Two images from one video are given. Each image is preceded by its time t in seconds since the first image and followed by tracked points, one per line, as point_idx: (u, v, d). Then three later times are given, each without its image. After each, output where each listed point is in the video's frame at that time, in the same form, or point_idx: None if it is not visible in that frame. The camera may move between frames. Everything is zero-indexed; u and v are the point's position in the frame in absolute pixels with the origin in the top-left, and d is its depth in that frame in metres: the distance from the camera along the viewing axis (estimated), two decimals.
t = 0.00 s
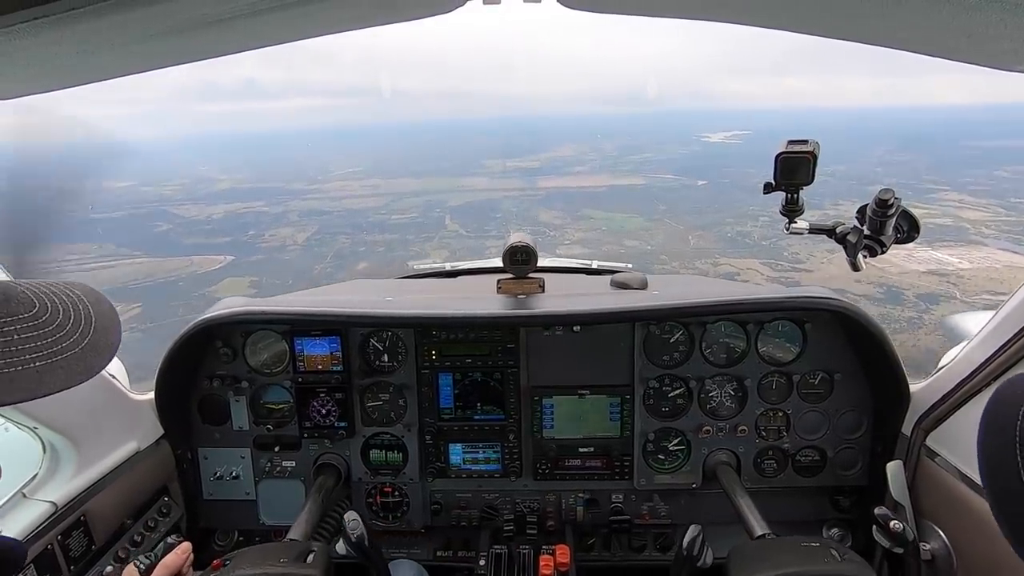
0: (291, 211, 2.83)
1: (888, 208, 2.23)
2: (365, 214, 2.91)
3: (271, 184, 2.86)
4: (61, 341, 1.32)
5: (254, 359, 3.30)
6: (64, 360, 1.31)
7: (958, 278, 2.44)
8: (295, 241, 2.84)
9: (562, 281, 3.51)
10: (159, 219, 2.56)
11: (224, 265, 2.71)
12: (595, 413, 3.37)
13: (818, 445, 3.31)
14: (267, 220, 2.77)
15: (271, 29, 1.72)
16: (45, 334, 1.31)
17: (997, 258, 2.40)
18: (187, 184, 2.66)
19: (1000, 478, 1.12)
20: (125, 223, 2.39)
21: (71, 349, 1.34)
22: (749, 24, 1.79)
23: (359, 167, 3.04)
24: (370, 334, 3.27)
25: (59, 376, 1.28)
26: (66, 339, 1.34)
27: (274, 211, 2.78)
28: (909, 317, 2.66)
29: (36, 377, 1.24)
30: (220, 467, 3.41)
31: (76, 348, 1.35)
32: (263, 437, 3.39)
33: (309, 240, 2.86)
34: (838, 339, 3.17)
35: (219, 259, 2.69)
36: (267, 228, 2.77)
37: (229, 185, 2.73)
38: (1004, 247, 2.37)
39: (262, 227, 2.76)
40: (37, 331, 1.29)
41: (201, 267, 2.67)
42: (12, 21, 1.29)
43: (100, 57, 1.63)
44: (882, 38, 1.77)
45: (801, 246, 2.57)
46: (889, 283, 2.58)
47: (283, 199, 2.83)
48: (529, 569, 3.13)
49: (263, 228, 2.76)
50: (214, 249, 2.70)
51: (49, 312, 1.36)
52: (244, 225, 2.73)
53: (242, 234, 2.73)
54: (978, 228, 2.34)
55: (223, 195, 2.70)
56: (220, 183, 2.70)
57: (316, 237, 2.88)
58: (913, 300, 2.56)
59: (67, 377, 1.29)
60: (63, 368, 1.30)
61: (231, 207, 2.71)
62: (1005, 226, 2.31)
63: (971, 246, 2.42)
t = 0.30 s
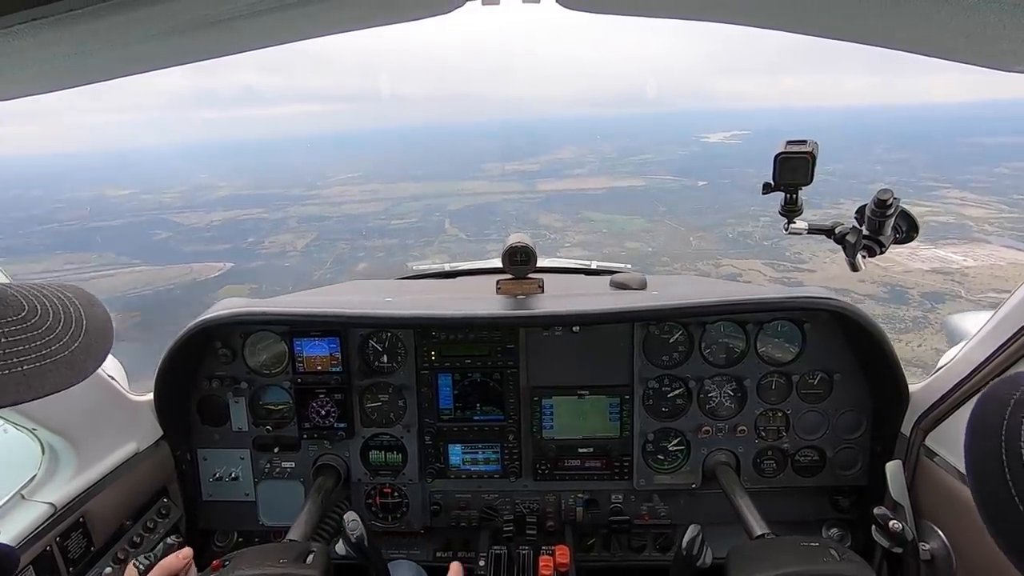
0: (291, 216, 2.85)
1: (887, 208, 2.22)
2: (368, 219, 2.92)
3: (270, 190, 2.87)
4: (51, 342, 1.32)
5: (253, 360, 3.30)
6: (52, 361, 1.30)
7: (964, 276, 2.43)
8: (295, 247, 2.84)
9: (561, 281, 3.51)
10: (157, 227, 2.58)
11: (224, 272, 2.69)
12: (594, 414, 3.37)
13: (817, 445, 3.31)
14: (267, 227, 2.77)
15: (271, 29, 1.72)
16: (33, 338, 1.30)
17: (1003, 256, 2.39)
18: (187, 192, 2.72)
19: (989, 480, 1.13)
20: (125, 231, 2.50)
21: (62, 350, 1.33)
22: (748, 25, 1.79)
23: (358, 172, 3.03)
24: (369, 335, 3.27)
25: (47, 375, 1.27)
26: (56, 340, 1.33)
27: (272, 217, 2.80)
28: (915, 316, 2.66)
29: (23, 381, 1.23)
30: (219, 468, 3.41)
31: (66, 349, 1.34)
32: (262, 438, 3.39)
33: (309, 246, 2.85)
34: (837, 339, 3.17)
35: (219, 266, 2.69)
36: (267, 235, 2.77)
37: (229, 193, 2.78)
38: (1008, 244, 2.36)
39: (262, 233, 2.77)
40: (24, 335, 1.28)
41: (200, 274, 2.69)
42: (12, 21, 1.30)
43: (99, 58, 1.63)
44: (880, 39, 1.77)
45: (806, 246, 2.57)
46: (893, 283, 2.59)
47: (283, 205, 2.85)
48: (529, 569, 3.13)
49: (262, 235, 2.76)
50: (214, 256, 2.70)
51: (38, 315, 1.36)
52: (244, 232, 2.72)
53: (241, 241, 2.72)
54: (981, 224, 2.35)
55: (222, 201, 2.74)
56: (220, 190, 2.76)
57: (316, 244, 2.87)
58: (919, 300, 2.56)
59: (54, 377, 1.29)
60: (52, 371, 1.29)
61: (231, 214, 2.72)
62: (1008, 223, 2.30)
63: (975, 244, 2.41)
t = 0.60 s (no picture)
0: (291, 220, 2.81)
1: (886, 209, 2.21)
2: (364, 224, 2.93)
3: (270, 193, 2.83)
4: (64, 343, 1.33)
5: (252, 361, 3.29)
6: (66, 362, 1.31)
7: (968, 275, 2.44)
8: (293, 252, 2.82)
9: (561, 282, 3.51)
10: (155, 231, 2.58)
11: (224, 278, 2.66)
12: (594, 415, 3.37)
13: (817, 446, 3.31)
14: (266, 231, 2.74)
15: (269, 30, 1.71)
16: (48, 339, 1.31)
17: (1007, 255, 2.36)
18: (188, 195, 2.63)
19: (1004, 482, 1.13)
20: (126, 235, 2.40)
21: (76, 352, 1.34)
22: (747, 26, 1.80)
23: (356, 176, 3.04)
24: (369, 336, 3.27)
25: (61, 376, 1.28)
26: (70, 342, 1.34)
27: (272, 222, 2.76)
28: (920, 316, 2.70)
29: (39, 381, 1.24)
30: (218, 470, 3.41)
31: (80, 350, 1.35)
32: (261, 439, 3.39)
33: (309, 251, 2.84)
34: (837, 340, 3.17)
35: (219, 271, 2.67)
36: (267, 240, 2.76)
37: (228, 198, 2.73)
38: (1012, 243, 2.34)
39: (260, 238, 2.76)
40: (40, 334, 1.29)
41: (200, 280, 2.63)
42: (10, 22, 1.30)
43: (97, 60, 1.63)
44: (881, 39, 1.77)
45: (807, 246, 2.57)
46: (897, 283, 2.59)
47: (282, 209, 2.80)
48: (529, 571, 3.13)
49: (262, 240, 2.75)
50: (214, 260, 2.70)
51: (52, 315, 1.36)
52: (244, 237, 2.74)
53: (241, 246, 2.74)
54: (984, 223, 2.32)
55: (222, 207, 2.70)
56: (219, 195, 2.71)
57: (315, 248, 2.87)
58: (923, 299, 2.59)
59: (68, 378, 1.30)
60: (66, 371, 1.30)
61: (230, 218, 2.71)
62: (1010, 220, 2.29)
63: (979, 244, 2.39)
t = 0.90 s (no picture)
0: (290, 224, 2.84)
1: (886, 208, 2.21)
2: (367, 226, 2.89)
3: (270, 197, 2.83)
4: (82, 361, 1.33)
5: (253, 363, 3.29)
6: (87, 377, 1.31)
7: (972, 275, 2.48)
8: (292, 256, 2.83)
9: (561, 283, 3.51)
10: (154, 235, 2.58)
11: (223, 282, 2.81)
12: (594, 415, 3.37)
13: (817, 446, 3.31)
14: (266, 235, 2.78)
15: (269, 32, 1.71)
16: (69, 359, 1.31)
17: (1011, 255, 2.41)
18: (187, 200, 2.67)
19: None
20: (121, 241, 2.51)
21: (93, 368, 1.35)
22: (747, 26, 1.80)
23: (355, 178, 2.98)
24: (369, 338, 3.27)
25: (86, 390, 1.29)
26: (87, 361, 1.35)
27: (272, 225, 2.80)
28: (925, 317, 2.66)
29: (67, 393, 1.25)
30: (219, 472, 3.40)
31: (97, 368, 1.35)
32: (262, 441, 3.38)
33: (309, 254, 2.85)
34: (837, 339, 3.17)
35: (218, 275, 2.78)
36: (266, 243, 2.78)
37: (228, 202, 2.72)
38: (1016, 242, 2.38)
39: (259, 242, 2.78)
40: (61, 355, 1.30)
41: (200, 283, 2.76)
42: (11, 25, 1.31)
43: (97, 62, 1.63)
44: (880, 39, 1.77)
45: (812, 246, 2.57)
46: (900, 284, 2.57)
47: (282, 213, 2.81)
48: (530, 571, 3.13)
49: (261, 243, 2.77)
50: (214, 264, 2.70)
51: (72, 338, 1.37)
52: (243, 241, 2.74)
53: (240, 249, 2.74)
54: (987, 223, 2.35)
55: (222, 212, 2.70)
56: (219, 199, 2.71)
57: (315, 250, 2.86)
58: (927, 299, 2.57)
59: (93, 391, 1.30)
60: (89, 386, 1.30)
61: (233, 223, 2.72)
62: (1012, 220, 2.31)
63: (983, 244, 2.41)
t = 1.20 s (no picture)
0: (288, 226, 2.86)
1: (886, 207, 2.22)
2: (364, 228, 2.93)
3: (270, 198, 2.89)
4: (63, 357, 1.34)
5: (253, 363, 3.30)
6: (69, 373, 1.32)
7: (974, 276, 2.46)
8: (291, 257, 2.81)
9: (561, 283, 3.51)
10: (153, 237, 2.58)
11: (223, 284, 2.74)
12: (595, 415, 3.37)
13: (818, 445, 3.30)
14: (265, 237, 2.78)
15: (268, 33, 1.71)
16: (49, 357, 1.31)
17: (1013, 256, 2.42)
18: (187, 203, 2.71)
19: None
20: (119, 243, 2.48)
21: (75, 364, 1.35)
22: (746, 25, 1.79)
23: (356, 181, 3.04)
24: (369, 338, 3.27)
25: (70, 385, 1.30)
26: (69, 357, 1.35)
27: (271, 227, 2.82)
28: (927, 320, 2.67)
29: (50, 389, 1.25)
30: (220, 472, 3.41)
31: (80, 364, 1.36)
32: (263, 441, 3.38)
33: (308, 255, 2.85)
34: (838, 338, 3.17)
35: (217, 278, 2.72)
36: (265, 245, 2.77)
37: (227, 204, 2.78)
38: (1018, 244, 2.38)
39: (258, 244, 2.77)
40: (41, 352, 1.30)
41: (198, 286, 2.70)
42: (11, 26, 1.32)
43: (97, 63, 1.63)
44: (879, 37, 1.76)
45: (806, 244, 2.54)
46: (901, 286, 2.54)
47: (281, 214, 2.87)
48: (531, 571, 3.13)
49: (259, 246, 2.76)
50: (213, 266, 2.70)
51: (54, 338, 1.38)
52: (240, 243, 2.73)
53: (238, 251, 2.73)
54: (988, 225, 2.35)
55: (222, 212, 2.75)
56: (218, 201, 2.77)
57: (314, 252, 2.86)
58: (930, 301, 2.54)
59: (76, 386, 1.31)
60: (72, 381, 1.31)
61: (229, 223, 2.74)
62: (1014, 222, 2.30)
63: (986, 246, 2.41)
